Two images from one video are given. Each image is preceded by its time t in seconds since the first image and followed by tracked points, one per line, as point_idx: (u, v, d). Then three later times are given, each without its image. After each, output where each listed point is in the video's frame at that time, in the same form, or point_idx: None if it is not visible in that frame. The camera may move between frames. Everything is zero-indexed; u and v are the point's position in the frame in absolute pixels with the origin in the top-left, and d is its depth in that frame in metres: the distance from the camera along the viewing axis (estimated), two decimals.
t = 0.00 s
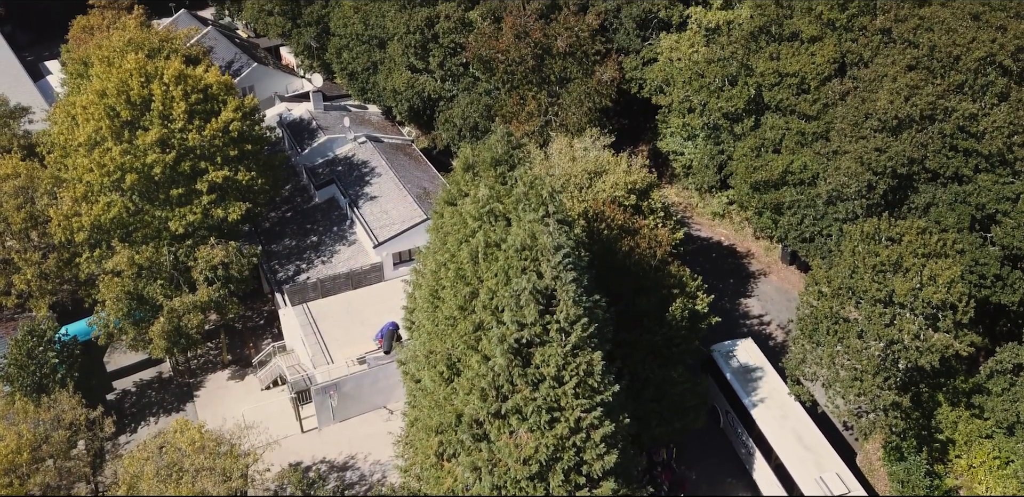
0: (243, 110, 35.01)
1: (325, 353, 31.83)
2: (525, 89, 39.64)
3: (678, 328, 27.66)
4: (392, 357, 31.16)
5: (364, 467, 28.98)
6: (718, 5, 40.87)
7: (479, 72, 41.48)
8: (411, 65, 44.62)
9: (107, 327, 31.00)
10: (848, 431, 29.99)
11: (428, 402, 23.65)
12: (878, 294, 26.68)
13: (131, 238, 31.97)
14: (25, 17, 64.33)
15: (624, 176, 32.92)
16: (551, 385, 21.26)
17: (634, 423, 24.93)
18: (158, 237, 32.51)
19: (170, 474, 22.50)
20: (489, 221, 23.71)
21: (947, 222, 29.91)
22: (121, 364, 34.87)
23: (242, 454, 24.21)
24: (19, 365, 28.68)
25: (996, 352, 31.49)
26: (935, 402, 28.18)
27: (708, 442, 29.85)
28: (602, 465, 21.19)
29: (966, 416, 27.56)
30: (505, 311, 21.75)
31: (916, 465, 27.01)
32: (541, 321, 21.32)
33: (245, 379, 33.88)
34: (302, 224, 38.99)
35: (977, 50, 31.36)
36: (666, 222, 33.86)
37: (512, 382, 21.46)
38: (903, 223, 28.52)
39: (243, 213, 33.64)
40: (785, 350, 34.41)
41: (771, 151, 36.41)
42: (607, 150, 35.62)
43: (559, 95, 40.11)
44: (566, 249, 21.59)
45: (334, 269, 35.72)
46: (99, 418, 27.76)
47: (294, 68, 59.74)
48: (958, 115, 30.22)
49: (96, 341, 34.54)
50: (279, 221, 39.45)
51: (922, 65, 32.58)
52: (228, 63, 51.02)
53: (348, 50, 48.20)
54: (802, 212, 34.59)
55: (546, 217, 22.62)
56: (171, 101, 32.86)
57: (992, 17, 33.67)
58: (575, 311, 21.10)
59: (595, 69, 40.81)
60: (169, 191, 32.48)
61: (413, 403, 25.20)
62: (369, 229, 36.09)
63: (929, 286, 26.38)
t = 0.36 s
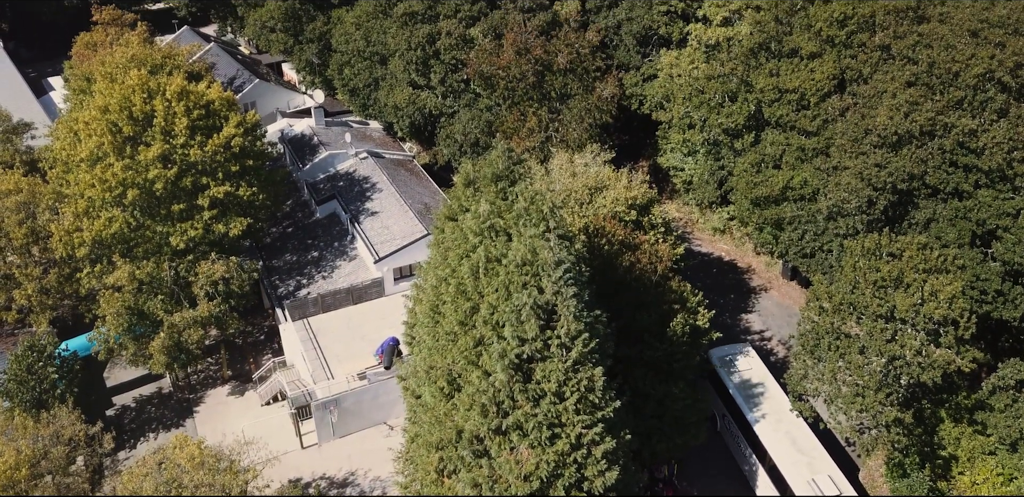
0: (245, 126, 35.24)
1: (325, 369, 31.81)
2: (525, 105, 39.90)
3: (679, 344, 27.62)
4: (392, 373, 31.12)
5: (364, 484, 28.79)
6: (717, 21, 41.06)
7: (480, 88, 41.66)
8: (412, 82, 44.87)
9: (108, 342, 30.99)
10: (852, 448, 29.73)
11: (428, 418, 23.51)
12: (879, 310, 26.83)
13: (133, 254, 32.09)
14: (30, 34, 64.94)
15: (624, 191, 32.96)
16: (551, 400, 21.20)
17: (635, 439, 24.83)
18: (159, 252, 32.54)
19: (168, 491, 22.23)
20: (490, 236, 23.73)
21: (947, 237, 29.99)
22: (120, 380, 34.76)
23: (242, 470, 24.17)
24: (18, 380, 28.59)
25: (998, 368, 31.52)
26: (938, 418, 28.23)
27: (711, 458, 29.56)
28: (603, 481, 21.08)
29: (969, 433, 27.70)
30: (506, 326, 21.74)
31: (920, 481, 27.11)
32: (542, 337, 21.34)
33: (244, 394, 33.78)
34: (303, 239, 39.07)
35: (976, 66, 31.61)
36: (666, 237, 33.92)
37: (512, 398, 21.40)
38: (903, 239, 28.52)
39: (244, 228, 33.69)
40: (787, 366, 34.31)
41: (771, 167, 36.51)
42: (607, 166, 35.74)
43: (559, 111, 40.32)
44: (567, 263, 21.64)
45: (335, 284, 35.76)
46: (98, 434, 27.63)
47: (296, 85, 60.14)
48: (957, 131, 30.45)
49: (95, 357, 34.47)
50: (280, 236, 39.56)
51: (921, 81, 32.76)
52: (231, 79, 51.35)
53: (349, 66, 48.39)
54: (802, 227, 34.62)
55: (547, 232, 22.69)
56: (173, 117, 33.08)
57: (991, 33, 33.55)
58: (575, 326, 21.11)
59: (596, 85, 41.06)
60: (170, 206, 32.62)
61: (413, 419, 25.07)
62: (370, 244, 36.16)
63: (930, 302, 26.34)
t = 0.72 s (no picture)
0: (246, 140, 35.44)
1: (324, 383, 31.74)
2: (526, 119, 40.10)
3: (681, 358, 27.72)
4: (392, 386, 30.94)
5: None
6: (717, 36, 41.20)
7: (481, 103, 41.92)
8: (413, 96, 45.01)
9: (107, 356, 30.94)
10: (853, 462, 29.62)
11: (428, 433, 23.40)
12: (881, 324, 26.78)
13: (133, 267, 32.10)
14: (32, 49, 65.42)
15: (624, 205, 32.95)
16: (552, 415, 21.12)
17: (637, 454, 24.72)
18: (159, 266, 32.56)
19: None
20: (490, 250, 23.72)
21: (948, 251, 30.00)
22: (119, 394, 34.63)
23: (241, 485, 24.06)
24: (18, 394, 28.50)
25: (1001, 383, 31.44)
26: (940, 433, 28.13)
27: (717, 471, 29.13)
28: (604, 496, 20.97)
29: (972, 447, 27.54)
30: (506, 340, 21.72)
31: None
32: (542, 351, 21.34)
33: (244, 408, 33.66)
34: (304, 253, 39.11)
35: (976, 80, 31.43)
36: (667, 251, 33.94)
37: (513, 412, 21.34)
38: (904, 253, 28.46)
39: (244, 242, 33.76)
40: (788, 380, 34.18)
41: (771, 181, 36.61)
42: (607, 180, 35.78)
43: (559, 126, 40.47)
44: (567, 277, 21.67)
45: (335, 298, 35.77)
46: (96, 448, 27.51)
47: (297, 99, 60.44)
48: (957, 145, 30.56)
49: (95, 370, 34.42)
50: (281, 250, 39.61)
51: (920, 95, 32.83)
52: (232, 94, 51.59)
53: (351, 81, 48.64)
54: (803, 241, 34.60)
55: (547, 246, 22.72)
56: (174, 131, 33.25)
57: (990, 47, 33.42)
58: (576, 340, 21.12)
59: (596, 100, 41.23)
60: (171, 220, 32.71)
61: (413, 433, 24.95)
62: (371, 257, 36.21)
63: (932, 316, 26.24)
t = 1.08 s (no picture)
0: (248, 154, 35.56)
1: (324, 398, 31.62)
2: (527, 134, 40.32)
3: (683, 373, 27.60)
4: (393, 401, 30.81)
5: None
6: (717, 51, 41.43)
7: (482, 118, 42.10)
8: (414, 111, 45.30)
9: (107, 371, 30.83)
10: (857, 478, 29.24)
11: (428, 447, 23.22)
12: (883, 338, 26.68)
13: (134, 281, 32.10)
14: (34, 64, 65.83)
15: (625, 219, 32.90)
16: (553, 429, 21.01)
17: (638, 470, 24.56)
18: (160, 280, 32.56)
19: None
20: (491, 263, 23.69)
21: (949, 266, 29.82)
22: (119, 409, 34.45)
23: None
24: (17, 409, 28.35)
25: (1004, 397, 31.35)
26: (943, 447, 27.67)
27: (721, 488, 28.52)
28: None
29: (976, 462, 27.15)
30: (507, 354, 21.63)
31: None
32: (543, 365, 21.26)
33: (243, 423, 33.46)
34: (304, 267, 39.07)
35: (975, 95, 31.82)
36: (668, 265, 33.89)
37: (514, 426, 21.24)
38: (906, 266, 28.37)
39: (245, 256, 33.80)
40: (791, 395, 33.96)
41: (772, 196, 36.67)
42: (608, 194, 35.76)
43: (561, 140, 40.61)
44: (568, 290, 21.61)
45: (335, 312, 35.70)
46: (95, 463, 27.34)
47: (299, 115, 60.71)
48: (958, 159, 30.52)
49: (95, 385, 34.28)
50: (281, 264, 39.60)
51: (920, 110, 32.86)
52: (234, 109, 51.85)
53: (352, 96, 49.07)
54: (805, 255, 34.50)
55: (548, 259, 22.68)
56: (176, 146, 33.36)
57: (990, 63, 33.84)
58: (577, 354, 21.08)
59: (597, 114, 41.35)
60: (172, 234, 32.76)
61: (413, 448, 24.78)
62: (372, 272, 36.18)
63: (934, 330, 26.12)
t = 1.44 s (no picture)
0: (248, 167, 35.60)
1: (324, 411, 31.47)
2: (528, 147, 40.47)
3: (684, 386, 27.52)
4: (393, 414, 30.66)
5: None
6: (717, 65, 41.52)
7: (482, 131, 42.19)
8: (415, 124, 45.49)
9: (105, 384, 30.71)
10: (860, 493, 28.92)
11: (428, 460, 23.06)
12: (886, 350, 26.50)
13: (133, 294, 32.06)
14: (37, 78, 66.45)
15: (626, 231, 32.85)
16: (554, 442, 20.89)
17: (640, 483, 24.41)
18: (159, 293, 32.53)
19: None
20: (491, 274, 23.61)
21: (953, 277, 30.10)
22: (117, 422, 34.25)
23: None
24: (14, 422, 28.20)
25: (1007, 411, 31.20)
26: (947, 461, 27.31)
27: None
28: None
29: (981, 476, 26.77)
30: (508, 365, 21.53)
31: None
32: (544, 376, 21.14)
33: (242, 437, 33.25)
34: (304, 280, 39.01)
35: (976, 107, 31.30)
36: (669, 277, 33.79)
37: (514, 439, 21.13)
38: (908, 278, 28.25)
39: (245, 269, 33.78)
40: (793, 408, 33.78)
41: (772, 208, 36.69)
42: (609, 206, 35.71)
43: (561, 154, 40.67)
44: (569, 301, 21.51)
45: (335, 326, 35.62)
46: (93, 477, 27.16)
47: (301, 128, 60.97)
48: (960, 171, 30.26)
49: (93, 398, 34.11)
50: (281, 277, 39.56)
51: (921, 122, 32.60)
52: (235, 122, 52.08)
53: (353, 109, 49.81)
54: (806, 268, 34.44)
55: (549, 270, 22.59)
56: (177, 158, 33.43)
57: (990, 74, 33.10)
58: (579, 366, 20.95)
59: (597, 128, 41.41)
60: (172, 246, 32.78)
61: (413, 461, 24.57)
62: (372, 285, 36.13)
63: (937, 342, 25.98)
